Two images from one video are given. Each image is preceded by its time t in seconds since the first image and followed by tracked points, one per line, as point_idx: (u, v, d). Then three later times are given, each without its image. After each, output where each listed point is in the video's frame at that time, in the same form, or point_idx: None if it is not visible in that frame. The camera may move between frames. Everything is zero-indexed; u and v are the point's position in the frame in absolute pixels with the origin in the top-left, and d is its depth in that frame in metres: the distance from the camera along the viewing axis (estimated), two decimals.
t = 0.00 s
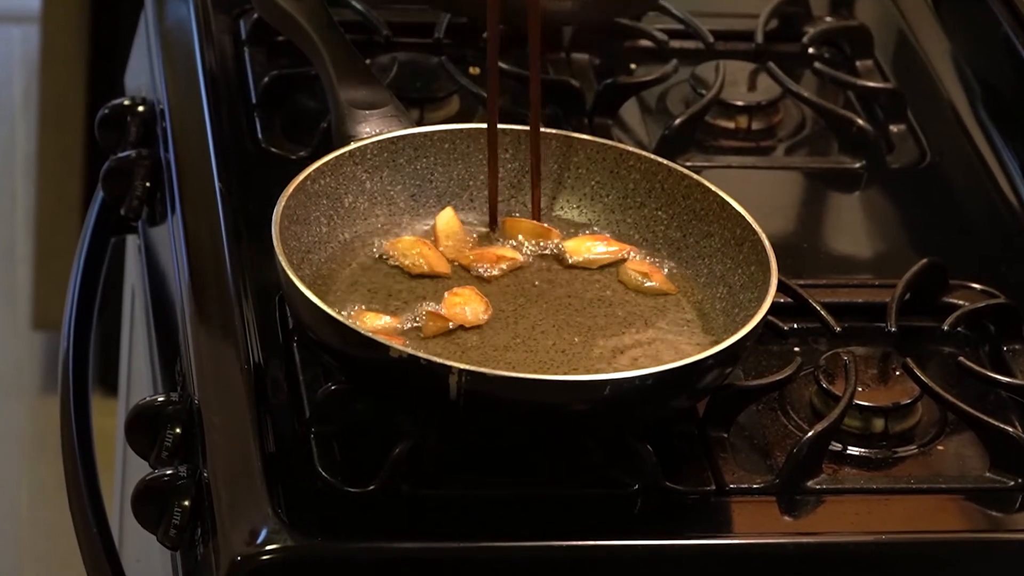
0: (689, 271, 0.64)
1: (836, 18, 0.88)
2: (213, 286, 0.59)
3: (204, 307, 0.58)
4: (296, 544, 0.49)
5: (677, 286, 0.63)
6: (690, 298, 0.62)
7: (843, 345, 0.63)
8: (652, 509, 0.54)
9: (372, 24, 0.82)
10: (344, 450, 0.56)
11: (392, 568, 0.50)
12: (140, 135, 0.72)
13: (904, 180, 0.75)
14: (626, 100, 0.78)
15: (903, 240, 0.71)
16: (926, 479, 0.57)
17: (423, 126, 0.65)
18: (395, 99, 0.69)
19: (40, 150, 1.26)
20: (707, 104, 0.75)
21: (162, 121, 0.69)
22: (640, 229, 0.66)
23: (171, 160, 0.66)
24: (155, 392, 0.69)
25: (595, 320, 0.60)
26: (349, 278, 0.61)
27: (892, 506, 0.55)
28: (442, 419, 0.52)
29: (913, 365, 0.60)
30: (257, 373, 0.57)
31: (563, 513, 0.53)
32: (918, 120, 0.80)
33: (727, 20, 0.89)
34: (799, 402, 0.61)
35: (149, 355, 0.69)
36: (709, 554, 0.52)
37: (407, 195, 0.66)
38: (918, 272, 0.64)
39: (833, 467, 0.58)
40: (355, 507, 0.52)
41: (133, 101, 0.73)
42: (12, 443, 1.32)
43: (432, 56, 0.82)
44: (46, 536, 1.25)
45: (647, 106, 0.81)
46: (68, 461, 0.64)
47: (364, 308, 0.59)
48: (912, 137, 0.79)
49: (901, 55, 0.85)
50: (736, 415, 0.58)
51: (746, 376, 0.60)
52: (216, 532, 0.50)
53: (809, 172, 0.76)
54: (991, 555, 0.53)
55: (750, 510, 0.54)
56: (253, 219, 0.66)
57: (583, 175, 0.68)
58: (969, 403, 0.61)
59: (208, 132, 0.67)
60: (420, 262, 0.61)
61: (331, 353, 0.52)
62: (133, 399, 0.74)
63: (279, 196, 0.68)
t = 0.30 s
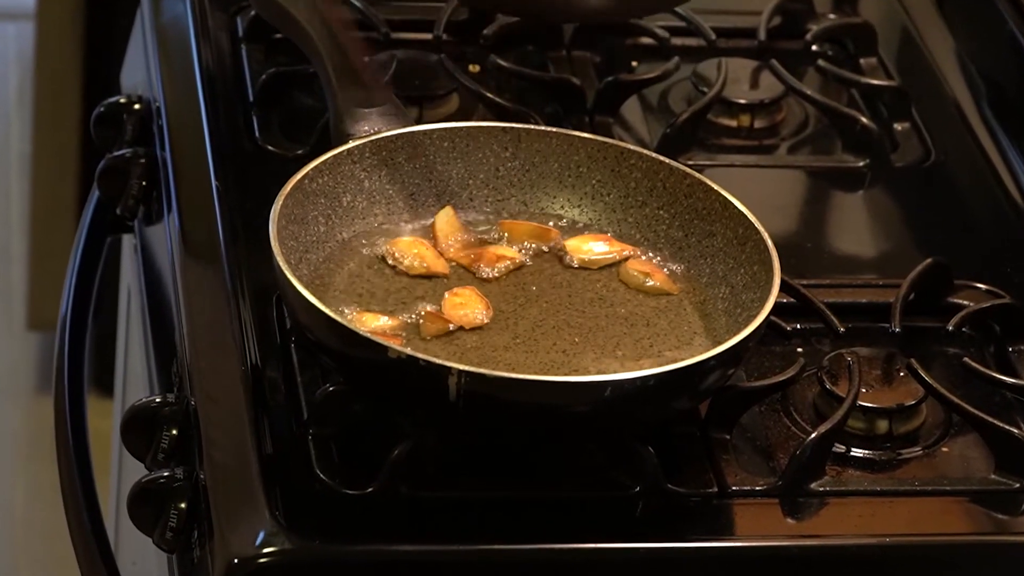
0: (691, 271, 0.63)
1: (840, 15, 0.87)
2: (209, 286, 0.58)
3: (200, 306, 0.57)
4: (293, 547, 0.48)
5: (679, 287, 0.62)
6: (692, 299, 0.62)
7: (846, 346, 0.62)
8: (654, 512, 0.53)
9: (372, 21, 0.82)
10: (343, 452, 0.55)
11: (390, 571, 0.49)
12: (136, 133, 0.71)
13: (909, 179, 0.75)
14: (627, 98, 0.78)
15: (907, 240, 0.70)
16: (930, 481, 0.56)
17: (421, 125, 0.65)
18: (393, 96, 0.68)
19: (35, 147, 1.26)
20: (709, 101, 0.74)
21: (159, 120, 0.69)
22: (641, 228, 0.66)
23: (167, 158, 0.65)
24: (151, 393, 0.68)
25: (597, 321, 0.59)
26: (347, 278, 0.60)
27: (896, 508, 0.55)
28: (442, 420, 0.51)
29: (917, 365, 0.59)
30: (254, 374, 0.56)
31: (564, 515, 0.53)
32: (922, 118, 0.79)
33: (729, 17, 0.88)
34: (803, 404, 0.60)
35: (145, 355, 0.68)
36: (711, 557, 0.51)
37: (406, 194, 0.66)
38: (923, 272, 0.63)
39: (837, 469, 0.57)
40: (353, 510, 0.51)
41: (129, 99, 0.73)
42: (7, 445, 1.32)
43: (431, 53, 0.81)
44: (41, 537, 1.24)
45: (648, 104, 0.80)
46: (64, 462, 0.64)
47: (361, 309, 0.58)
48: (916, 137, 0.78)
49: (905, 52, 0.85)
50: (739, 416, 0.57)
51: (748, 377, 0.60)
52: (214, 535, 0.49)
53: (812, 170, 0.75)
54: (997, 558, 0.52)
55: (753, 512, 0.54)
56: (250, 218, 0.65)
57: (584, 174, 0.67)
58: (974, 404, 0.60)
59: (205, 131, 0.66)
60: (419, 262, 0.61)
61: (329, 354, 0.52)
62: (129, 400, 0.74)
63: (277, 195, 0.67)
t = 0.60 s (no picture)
0: (694, 271, 0.63)
1: (843, 12, 0.87)
2: (206, 287, 0.58)
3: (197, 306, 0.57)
4: (291, 549, 0.47)
5: (681, 287, 0.62)
6: (693, 299, 0.61)
7: (849, 347, 0.62)
8: (656, 514, 0.53)
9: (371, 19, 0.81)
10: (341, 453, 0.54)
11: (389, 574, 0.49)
12: (132, 132, 0.71)
13: (913, 177, 0.74)
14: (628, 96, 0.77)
15: (910, 239, 0.70)
16: (935, 483, 0.56)
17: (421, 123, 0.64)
18: (392, 93, 0.68)
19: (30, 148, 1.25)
20: (711, 99, 0.73)
21: (155, 118, 0.68)
22: (642, 228, 0.65)
23: (163, 157, 0.65)
24: (147, 394, 0.68)
25: (598, 321, 0.58)
26: (345, 278, 0.60)
27: (900, 511, 0.54)
28: (441, 422, 0.50)
29: (922, 367, 0.59)
30: (252, 375, 0.56)
31: (565, 518, 0.52)
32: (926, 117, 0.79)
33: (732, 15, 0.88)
34: (806, 405, 0.60)
35: (142, 357, 0.67)
36: (713, 560, 0.50)
37: (405, 193, 0.65)
38: (928, 271, 0.62)
39: (840, 471, 0.56)
40: (350, 513, 0.51)
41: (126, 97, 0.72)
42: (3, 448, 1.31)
43: (431, 51, 0.81)
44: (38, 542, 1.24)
45: (650, 103, 0.80)
46: (59, 464, 0.63)
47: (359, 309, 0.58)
48: (920, 133, 0.78)
49: (908, 50, 0.84)
50: (741, 418, 0.57)
51: (751, 378, 0.59)
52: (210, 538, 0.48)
53: (815, 169, 0.75)
54: (1003, 560, 0.52)
55: (756, 515, 0.53)
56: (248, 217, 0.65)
57: (585, 172, 0.66)
58: (978, 405, 0.59)
59: (202, 130, 0.66)
60: (417, 262, 0.60)
61: (327, 355, 0.51)
62: (125, 402, 0.73)
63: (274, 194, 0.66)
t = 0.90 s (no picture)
0: (695, 271, 0.62)
1: (847, 9, 0.86)
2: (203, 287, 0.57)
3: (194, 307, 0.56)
4: (288, 552, 0.47)
5: (683, 287, 0.61)
6: (695, 299, 0.60)
7: (853, 347, 0.61)
8: (658, 517, 0.52)
9: (369, 16, 0.81)
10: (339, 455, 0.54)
11: None
12: (128, 130, 0.70)
13: (918, 176, 0.74)
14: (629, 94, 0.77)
15: (915, 238, 0.69)
16: (940, 485, 0.55)
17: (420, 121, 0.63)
18: (391, 90, 0.67)
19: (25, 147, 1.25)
20: (714, 97, 0.73)
21: (151, 116, 0.68)
22: (644, 228, 0.65)
23: (159, 155, 0.64)
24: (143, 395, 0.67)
25: (599, 322, 0.58)
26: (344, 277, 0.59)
27: (905, 513, 0.53)
28: (440, 423, 0.50)
29: (926, 367, 0.58)
30: (249, 376, 0.55)
31: (565, 520, 0.51)
32: (931, 115, 0.78)
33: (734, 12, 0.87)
34: (809, 407, 0.59)
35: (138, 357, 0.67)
36: (716, 563, 0.50)
37: (404, 192, 0.64)
38: (932, 271, 0.62)
39: (844, 473, 0.56)
40: (348, 517, 0.50)
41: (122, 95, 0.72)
42: None
43: (430, 48, 0.80)
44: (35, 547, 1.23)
45: (652, 101, 0.79)
46: (54, 466, 0.63)
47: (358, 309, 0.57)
48: (925, 132, 0.77)
49: (913, 47, 0.83)
50: (743, 419, 0.56)
51: (754, 379, 0.58)
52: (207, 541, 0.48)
53: (818, 168, 0.74)
54: (1009, 563, 0.51)
55: (759, 517, 0.52)
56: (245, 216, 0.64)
57: (585, 171, 0.65)
58: (984, 407, 0.59)
59: (199, 128, 0.65)
60: (417, 262, 0.60)
61: (324, 355, 0.51)
62: (121, 403, 0.72)
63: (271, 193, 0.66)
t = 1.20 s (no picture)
0: (697, 270, 0.61)
1: (850, 6, 0.86)
2: (200, 287, 0.57)
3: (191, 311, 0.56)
4: (286, 555, 0.46)
5: (685, 287, 0.61)
6: (697, 299, 0.60)
7: (856, 348, 0.60)
8: (659, 520, 0.51)
9: (368, 14, 0.80)
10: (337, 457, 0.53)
11: None
12: (124, 129, 0.69)
13: (922, 175, 0.73)
14: (631, 93, 0.76)
15: (919, 238, 0.68)
16: (944, 488, 0.54)
17: (419, 119, 0.63)
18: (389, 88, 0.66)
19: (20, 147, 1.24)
20: (716, 95, 0.72)
21: (147, 114, 0.67)
22: (646, 227, 0.64)
23: (156, 154, 0.64)
24: (138, 396, 0.66)
25: (600, 322, 0.57)
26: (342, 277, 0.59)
27: (909, 516, 0.53)
28: (439, 425, 0.49)
29: (931, 369, 0.58)
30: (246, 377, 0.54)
31: (566, 522, 0.51)
32: (935, 113, 0.77)
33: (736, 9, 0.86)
34: (812, 408, 0.58)
35: (133, 358, 0.66)
36: (718, 565, 0.49)
37: (403, 190, 0.64)
38: (937, 271, 0.61)
39: (847, 475, 0.55)
40: (346, 520, 0.49)
41: (118, 93, 0.71)
42: None
43: (429, 45, 0.80)
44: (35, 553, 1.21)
45: (653, 99, 0.78)
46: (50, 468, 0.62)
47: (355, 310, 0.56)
48: (930, 130, 0.77)
49: (917, 45, 0.83)
50: (746, 420, 0.55)
51: (756, 380, 0.58)
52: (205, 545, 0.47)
53: (821, 167, 0.74)
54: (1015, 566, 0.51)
55: (762, 519, 0.52)
56: (242, 215, 0.64)
57: (586, 170, 0.65)
58: (989, 408, 0.58)
59: (196, 127, 0.64)
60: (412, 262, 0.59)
61: (322, 355, 0.50)
62: (116, 404, 0.72)
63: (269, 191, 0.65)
